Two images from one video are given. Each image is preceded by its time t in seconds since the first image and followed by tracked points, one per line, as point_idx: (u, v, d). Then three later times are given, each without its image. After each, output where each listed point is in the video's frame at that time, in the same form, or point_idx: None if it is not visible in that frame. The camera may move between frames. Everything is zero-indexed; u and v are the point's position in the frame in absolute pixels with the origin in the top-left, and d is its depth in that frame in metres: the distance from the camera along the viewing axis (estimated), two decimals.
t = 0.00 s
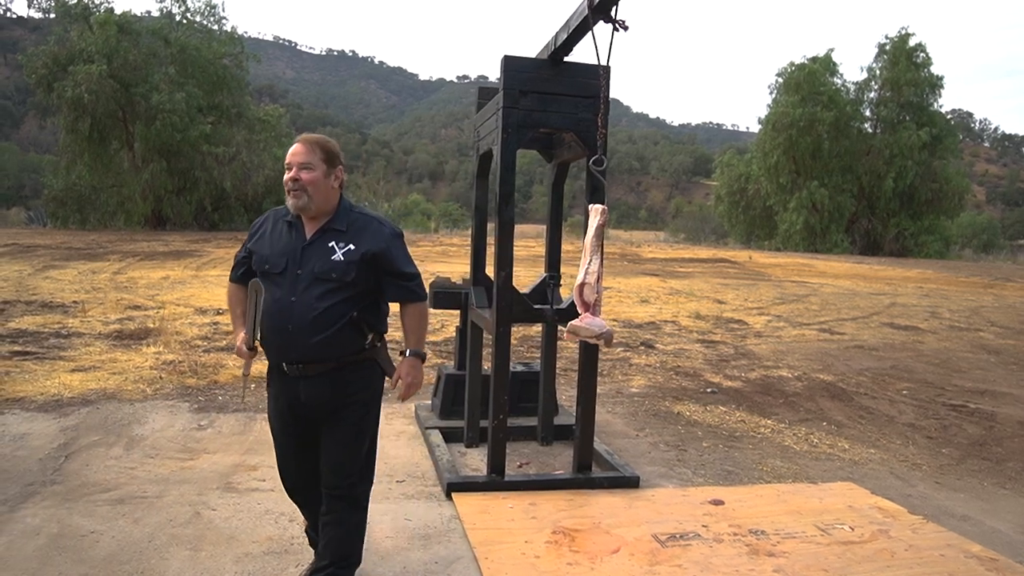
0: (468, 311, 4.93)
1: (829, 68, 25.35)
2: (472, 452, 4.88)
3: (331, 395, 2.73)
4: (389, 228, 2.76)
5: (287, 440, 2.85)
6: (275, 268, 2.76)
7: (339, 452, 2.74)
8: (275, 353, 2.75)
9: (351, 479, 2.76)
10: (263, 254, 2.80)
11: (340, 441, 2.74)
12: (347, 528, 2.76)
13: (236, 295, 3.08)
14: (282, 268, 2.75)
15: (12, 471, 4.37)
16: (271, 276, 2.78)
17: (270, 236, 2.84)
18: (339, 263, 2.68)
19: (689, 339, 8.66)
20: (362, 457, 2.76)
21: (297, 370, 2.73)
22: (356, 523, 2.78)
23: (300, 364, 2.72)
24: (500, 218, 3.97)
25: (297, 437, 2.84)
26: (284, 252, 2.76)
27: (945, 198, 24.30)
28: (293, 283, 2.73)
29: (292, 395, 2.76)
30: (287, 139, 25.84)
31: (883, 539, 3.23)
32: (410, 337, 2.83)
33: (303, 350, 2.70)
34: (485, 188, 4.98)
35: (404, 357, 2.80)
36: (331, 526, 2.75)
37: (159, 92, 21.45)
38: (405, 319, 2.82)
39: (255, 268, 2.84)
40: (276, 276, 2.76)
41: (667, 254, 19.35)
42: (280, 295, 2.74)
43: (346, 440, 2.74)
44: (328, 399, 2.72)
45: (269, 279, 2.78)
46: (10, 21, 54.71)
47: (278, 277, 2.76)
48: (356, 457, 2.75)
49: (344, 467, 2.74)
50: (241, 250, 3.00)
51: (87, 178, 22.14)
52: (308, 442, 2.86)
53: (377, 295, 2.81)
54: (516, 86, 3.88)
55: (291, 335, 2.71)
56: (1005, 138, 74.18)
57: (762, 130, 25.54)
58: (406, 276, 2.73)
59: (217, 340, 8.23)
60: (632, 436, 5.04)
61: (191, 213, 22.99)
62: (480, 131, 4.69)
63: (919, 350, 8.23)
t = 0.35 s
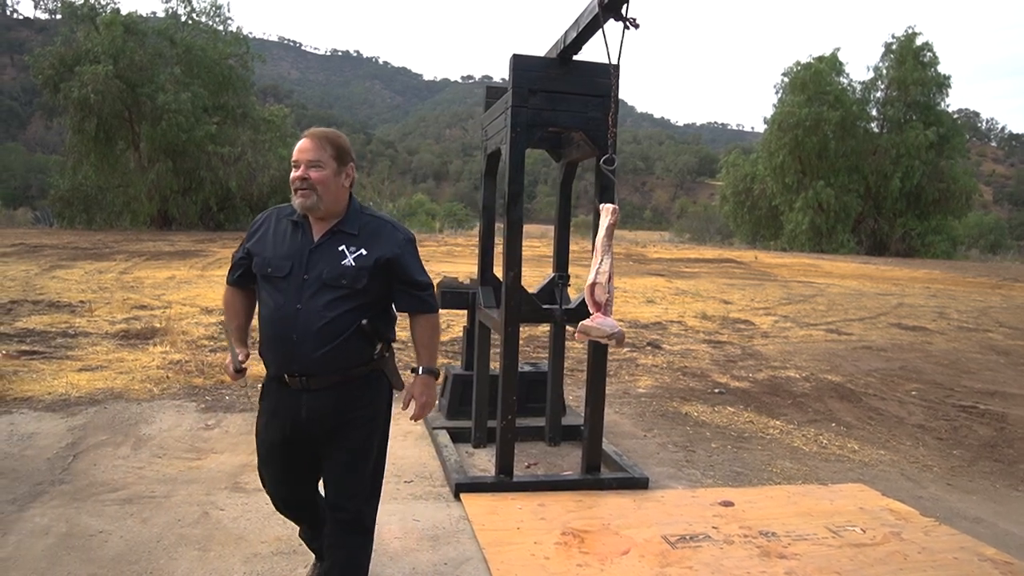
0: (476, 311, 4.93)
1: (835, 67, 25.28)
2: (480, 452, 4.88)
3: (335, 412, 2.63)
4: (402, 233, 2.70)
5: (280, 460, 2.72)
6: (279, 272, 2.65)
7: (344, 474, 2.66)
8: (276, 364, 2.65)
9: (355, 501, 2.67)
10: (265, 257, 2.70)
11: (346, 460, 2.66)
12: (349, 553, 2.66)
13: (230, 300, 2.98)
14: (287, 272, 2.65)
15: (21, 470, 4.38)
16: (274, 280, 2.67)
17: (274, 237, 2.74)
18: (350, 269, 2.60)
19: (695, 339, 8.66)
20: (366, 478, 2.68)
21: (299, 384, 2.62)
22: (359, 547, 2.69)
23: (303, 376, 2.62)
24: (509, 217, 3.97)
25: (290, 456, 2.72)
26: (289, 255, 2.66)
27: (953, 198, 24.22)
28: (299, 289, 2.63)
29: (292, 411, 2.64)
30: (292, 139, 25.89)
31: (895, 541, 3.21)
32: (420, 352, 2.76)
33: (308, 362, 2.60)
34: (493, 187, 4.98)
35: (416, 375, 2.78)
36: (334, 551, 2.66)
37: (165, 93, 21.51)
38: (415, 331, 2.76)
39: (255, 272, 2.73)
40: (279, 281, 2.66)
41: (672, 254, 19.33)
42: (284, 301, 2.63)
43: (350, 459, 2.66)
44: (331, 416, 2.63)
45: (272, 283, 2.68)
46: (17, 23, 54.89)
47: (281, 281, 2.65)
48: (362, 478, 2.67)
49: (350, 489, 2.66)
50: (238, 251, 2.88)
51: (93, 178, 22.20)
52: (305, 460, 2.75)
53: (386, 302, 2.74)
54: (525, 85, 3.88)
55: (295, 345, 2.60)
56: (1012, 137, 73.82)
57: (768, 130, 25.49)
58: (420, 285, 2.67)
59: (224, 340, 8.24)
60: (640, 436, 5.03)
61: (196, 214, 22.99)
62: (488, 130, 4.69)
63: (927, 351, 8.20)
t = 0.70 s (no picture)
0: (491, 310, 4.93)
1: (850, 66, 25.10)
2: (495, 452, 4.88)
3: (341, 415, 2.58)
4: (407, 226, 2.64)
5: (284, 468, 2.66)
6: (280, 268, 2.60)
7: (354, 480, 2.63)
8: (277, 366, 2.58)
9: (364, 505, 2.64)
10: (267, 253, 2.64)
11: (355, 463, 2.63)
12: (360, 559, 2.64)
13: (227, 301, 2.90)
14: (289, 268, 2.59)
15: (39, 467, 4.41)
16: (275, 278, 2.61)
17: (275, 233, 2.68)
18: (355, 263, 2.54)
19: (709, 339, 8.62)
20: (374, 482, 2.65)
21: (302, 386, 2.57)
22: (373, 552, 2.66)
23: (308, 378, 2.56)
24: (525, 216, 3.98)
25: (294, 463, 2.67)
26: (292, 250, 2.61)
27: (970, 198, 23.99)
28: (302, 285, 2.57)
29: (295, 414, 2.58)
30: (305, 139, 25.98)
31: (917, 546, 3.18)
32: (430, 349, 2.66)
33: (312, 362, 2.54)
34: (508, 187, 4.98)
35: (427, 370, 2.62)
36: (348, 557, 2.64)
37: (179, 94, 21.66)
38: (422, 327, 2.67)
39: (256, 269, 2.67)
40: (281, 278, 2.60)
41: (684, 255, 19.27)
42: (287, 299, 2.57)
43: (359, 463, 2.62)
44: (338, 419, 2.57)
45: (274, 280, 2.61)
46: (34, 25, 55.46)
47: (283, 278, 2.59)
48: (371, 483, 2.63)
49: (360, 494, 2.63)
50: (236, 249, 2.81)
51: (108, 179, 22.37)
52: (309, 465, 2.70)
53: (393, 299, 2.68)
54: (541, 84, 3.88)
55: (298, 343, 2.54)
56: None
57: (782, 129, 25.35)
58: (428, 280, 2.62)
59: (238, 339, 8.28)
60: (655, 438, 5.01)
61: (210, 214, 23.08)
62: (503, 130, 4.69)
63: (946, 353, 8.12)
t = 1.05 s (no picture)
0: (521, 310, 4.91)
1: (883, 63, 24.70)
2: (524, 453, 4.87)
3: (342, 418, 2.58)
4: (399, 223, 2.64)
5: (284, 472, 2.64)
6: (272, 266, 2.55)
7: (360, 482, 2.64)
8: (272, 367, 2.54)
9: (371, 506, 2.66)
10: (256, 251, 2.58)
11: (357, 465, 2.63)
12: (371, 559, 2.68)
13: (206, 302, 2.82)
14: (281, 266, 2.54)
15: (77, 462, 4.48)
16: (266, 276, 2.56)
17: (263, 230, 2.62)
18: (351, 260, 2.52)
19: (740, 341, 8.52)
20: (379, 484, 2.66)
21: (300, 389, 2.54)
22: (388, 553, 2.69)
23: (307, 380, 2.53)
24: (557, 216, 3.98)
25: (295, 467, 2.66)
26: (283, 247, 2.56)
27: (1009, 197, 23.50)
28: (296, 283, 2.52)
29: (295, 418, 2.55)
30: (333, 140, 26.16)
31: (963, 556, 3.10)
32: (425, 350, 2.69)
33: (311, 363, 2.51)
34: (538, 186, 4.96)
35: (422, 375, 2.68)
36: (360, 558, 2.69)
37: (209, 96, 21.94)
38: (416, 325, 2.69)
39: (244, 267, 2.60)
40: (273, 276, 2.55)
41: (712, 255, 19.09)
42: (281, 298, 2.52)
43: (363, 464, 2.63)
44: (338, 422, 2.57)
45: (265, 278, 2.56)
46: (69, 30, 56.54)
47: (275, 276, 2.54)
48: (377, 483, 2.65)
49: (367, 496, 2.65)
50: (216, 248, 2.73)
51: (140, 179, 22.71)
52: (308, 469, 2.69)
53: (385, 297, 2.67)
54: (573, 82, 3.85)
55: (295, 344, 2.50)
56: None
57: (812, 128, 25.02)
58: (421, 278, 2.63)
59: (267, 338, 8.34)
60: (686, 440, 4.96)
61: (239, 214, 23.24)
62: (534, 129, 4.67)
63: (985, 356, 7.94)
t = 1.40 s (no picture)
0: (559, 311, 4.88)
1: (928, 57, 24.14)
2: (562, 454, 4.83)
3: (370, 417, 2.59)
4: (413, 219, 2.67)
5: (311, 473, 2.63)
6: (296, 267, 2.51)
7: (387, 479, 2.67)
8: (300, 369, 2.51)
9: (398, 504, 2.69)
10: (274, 251, 2.54)
11: (384, 462, 2.64)
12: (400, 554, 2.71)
13: (210, 303, 2.74)
14: (305, 265, 2.51)
15: (124, 457, 4.57)
16: (290, 277, 2.52)
17: (279, 229, 2.57)
18: (375, 258, 2.53)
19: (779, 343, 8.38)
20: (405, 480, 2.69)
21: (327, 389, 2.53)
22: (414, 548, 2.72)
23: (336, 380, 2.53)
24: (597, 216, 3.95)
25: (321, 468, 2.64)
26: (303, 246, 2.53)
27: None
28: (322, 283, 2.50)
29: (325, 418, 2.54)
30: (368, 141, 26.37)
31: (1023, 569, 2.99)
32: (433, 345, 2.75)
33: (341, 363, 2.50)
34: (577, 185, 4.93)
35: (432, 367, 2.72)
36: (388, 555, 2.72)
37: (247, 99, 22.28)
38: (428, 321, 2.74)
39: (263, 268, 2.55)
40: (297, 276, 2.51)
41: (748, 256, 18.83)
42: (308, 298, 2.50)
43: (390, 461, 2.65)
44: (365, 421, 2.57)
45: (287, 279, 2.52)
46: (113, 36, 57.84)
47: (300, 276, 2.51)
48: (403, 479, 2.69)
49: (392, 493, 2.68)
50: (223, 247, 2.65)
51: (181, 181, 23.13)
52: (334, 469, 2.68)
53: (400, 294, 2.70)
54: (614, 80, 3.81)
55: (325, 345, 2.49)
56: None
57: (853, 125, 24.53)
58: (436, 274, 2.68)
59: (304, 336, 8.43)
60: (727, 444, 4.88)
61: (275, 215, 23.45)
62: (574, 127, 4.64)
63: None
